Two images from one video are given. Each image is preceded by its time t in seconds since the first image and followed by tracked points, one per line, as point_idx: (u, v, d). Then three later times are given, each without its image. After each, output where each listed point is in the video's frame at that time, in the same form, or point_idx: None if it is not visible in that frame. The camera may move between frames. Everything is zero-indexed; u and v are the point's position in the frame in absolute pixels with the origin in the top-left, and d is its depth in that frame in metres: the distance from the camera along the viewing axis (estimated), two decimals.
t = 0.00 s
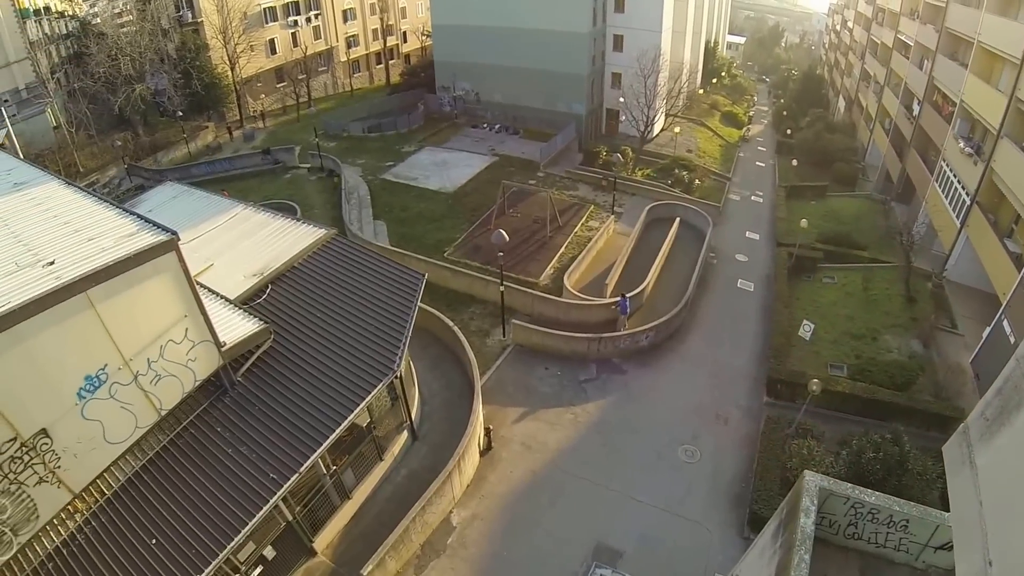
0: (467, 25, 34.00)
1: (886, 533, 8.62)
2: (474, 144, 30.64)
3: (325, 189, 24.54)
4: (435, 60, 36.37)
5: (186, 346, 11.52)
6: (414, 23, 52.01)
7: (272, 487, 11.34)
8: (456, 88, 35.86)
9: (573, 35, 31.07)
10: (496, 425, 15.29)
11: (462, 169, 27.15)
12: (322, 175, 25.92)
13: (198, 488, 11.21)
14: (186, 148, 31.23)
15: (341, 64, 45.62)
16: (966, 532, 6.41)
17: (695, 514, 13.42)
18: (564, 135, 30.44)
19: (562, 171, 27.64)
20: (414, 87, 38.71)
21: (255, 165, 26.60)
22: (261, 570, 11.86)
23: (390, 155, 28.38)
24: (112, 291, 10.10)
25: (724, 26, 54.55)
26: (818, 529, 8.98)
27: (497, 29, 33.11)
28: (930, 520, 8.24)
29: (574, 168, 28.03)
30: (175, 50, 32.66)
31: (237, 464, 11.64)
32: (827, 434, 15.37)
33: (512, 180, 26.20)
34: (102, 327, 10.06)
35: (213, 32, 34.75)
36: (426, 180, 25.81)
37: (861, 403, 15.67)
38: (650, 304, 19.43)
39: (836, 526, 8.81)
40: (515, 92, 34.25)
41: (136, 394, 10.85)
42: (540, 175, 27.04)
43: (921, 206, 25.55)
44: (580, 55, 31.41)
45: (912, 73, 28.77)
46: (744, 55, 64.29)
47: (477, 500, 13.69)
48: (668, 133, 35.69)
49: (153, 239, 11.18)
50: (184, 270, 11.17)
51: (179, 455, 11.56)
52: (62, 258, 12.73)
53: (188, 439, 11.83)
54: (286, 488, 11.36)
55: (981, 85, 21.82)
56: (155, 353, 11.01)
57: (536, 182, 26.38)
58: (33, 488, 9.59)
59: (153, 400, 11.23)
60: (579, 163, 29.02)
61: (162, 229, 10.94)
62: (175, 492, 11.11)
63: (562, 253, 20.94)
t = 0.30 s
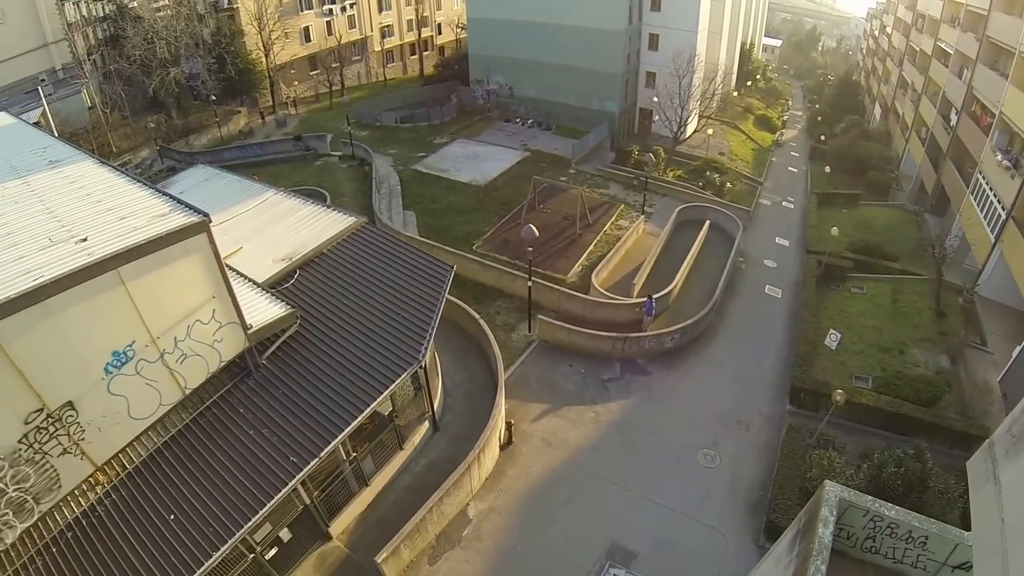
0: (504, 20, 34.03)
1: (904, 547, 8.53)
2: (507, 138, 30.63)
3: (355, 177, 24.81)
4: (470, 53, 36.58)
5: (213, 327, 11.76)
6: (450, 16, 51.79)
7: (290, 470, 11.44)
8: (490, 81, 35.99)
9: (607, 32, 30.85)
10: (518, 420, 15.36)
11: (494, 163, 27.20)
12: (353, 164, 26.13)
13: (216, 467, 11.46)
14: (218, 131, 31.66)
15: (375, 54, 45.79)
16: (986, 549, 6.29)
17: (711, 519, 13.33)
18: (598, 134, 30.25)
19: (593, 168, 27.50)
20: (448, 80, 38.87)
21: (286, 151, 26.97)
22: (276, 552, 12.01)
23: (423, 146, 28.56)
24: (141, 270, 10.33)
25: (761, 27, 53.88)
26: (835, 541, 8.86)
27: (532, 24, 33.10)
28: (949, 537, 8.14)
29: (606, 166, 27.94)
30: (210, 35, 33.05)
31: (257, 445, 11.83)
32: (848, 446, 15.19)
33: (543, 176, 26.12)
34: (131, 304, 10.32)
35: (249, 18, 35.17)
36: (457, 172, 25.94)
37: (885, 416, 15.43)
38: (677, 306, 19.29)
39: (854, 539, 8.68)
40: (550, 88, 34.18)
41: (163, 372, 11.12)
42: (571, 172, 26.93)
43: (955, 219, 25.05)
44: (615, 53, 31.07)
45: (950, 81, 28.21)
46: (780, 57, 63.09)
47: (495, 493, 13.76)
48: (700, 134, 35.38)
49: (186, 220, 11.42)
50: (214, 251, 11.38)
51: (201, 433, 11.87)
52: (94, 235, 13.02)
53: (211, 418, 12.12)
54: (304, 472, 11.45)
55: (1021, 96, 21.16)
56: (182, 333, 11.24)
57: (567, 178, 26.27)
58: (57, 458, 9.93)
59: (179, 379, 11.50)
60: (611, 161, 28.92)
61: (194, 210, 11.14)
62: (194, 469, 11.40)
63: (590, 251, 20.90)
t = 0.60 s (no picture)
0: (540, 15, 34.07)
1: (921, 563, 8.41)
2: (540, 134, 30.56)
3: (386, 166, 25.04)
4: (505, 47, 36.67)
5: (240, 309, 12.06)
6: (485, 10, 51.46)
7: (310, 455, 11.53)
8: (524, 76, 36.02)
9: (644, 31, 30.65)
10: (539, 415, 15.39)
11: (526, 158, 27.21)
12: (384, 154, 26.31)
13: (236, 448, 11.66)
14: (250, 117, 31.89)
15: (409, 45, 45.86)
16: (1005, 566, 6.13)
17: (727, 525, 13.23)
18: (631, 132, 30.03)
19: (626, 167, 27.29)
20: (483, 73, 39.00)
21: (318, 138, 27.31)
22: (292, 534, 12.13)
23: (455, 139, 28.72)
24: (170, 250, 10.59)
25: (799, 31, 53.08)
26: (852, 553, 8.76)
27: (568, 20, 33.06)
28: (969, 557, 7.96)
29: (638, 165, 27.79)
30: (245, 21, 33.25)
31: (277, 429, 11.98)
32: (870, 459, 14.99)
33: (575, 173, 26.11)
34: (159, 283, 10.63)
35: (285, 6, 35.07)
36: (489, 165, 26.04)
37: (908, 431, 15.18)
38: (704, 309, 19.12)
39: (871, 552, 8.57)
40: (583, 85, 34.03)
41: (187, 350, 11.47)
42: (603, 170, 26.81)
43: (990, 233, 24.52)
44: (651, 52, 30.90)
45: (990, 92, 27.63)
46: (816, 61, 61.95)
47: (512, 488, 13.82)
48: (733, 137, 34.99)
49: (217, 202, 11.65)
50: (243, 234, 11.60)
51: (224, 414, 12.11)
52: (127, 214, 13.25)
53: (234, 399, 12.35)
54: (323, 458, 11.51)
55: None
56: (208, 314, 11.57)
57: (599, 177, 26.16)
58: (81, 430, 10.35)
59: (203, 358, 11.85)
60: (643, 161, 28.74)
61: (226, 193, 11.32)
62: (215, 449, 11.63)
63: (620, 249, 20.80)
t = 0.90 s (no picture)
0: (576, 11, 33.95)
1: None
2: (572, 130, 30.44)
3: (418, 156, 25.23)
4: (540, 41, 36.56)
5: (268, 291, 12.23)
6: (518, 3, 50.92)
7: (330, 439, 11.63)
8: (558, 71, 35.99)
9: (679, 30, 30.33)
10: (560, 411, 15.40)
11: (557, 153, 27.18)
12: (416, 144, 26.46)
13: (257, 430, 11.79)
14: (283, 103, 32.20)
15: (443, 36, 46.00)
16: None
17: (743, 531, 13.12)
18: (662, 131, 29.55)
19: (657, 166, 27.13)
20: (516, 66, 39.02)
21: (349, 126, 27.58)
22: (309, 517, 12.25)
23: (487, 132, 28.86)
24: (201, 232, 10.76)
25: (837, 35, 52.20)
26: (869, 562, 8.67)
27: (604, 16, 32.90)
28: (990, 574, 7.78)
29: (670, 165, 27.59)
30: (279, 8, 33.31)
31: (299, 412, 12.09)
32: (891, 472, 14.78)
33: (606, 170, 25.97)
34: (189, 263, 10.81)
35: None
36: (520, 159, 26.10)
37: (932, 447, 14.93)
38: (730, 312, 18.95)
39: (888, 563, 8.47)
40: (617, 82, 33.83)
41: (213, 330, 11.68)
42: (633, 168, 26.68)
43: None
44: (686, 52, 30.56)
45: None
46: (852, 65, 60.61)
47: (531, 482, 13.86)
48: (766, 140, 34.24)
49: (249, 185, 11.81)
50: (273, 218, 11.74)
51: (248, 395, 12.26)
52: (158, 194, 13.42)
53: (257, 381, 12.50)
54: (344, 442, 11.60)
55: None
56: (237, 295, 11.76)
57: (629, 175, 26.03)
58: (106, 405, 10.59)
59: (229, 338, 12.05)
60: (674, 160, 28.50)
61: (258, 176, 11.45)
62: (237, 429, 11.78)
63: (648, 248, 20.70)
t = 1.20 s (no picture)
0: (612, 8, 33.78)
1: None
2: (603, 127, 30.26)
3: (448, 148, 25.39)
4: (574, 36, 36.30)
5: (295, 276, 12.34)
6: None
7: (351, 426, 11.71)
8: (591, 67, 35.89)
9: (714, 30, 30.09)
10: (581, 408, 15.40)
11: (588, 150, 27.10)
12: (447, 135, 26.64)
13: (278, 414, 11.92)
14: (314, 90, 32.43)
15: (476, 29, 46.12)
16: None
17: (759, 537, 13.02)
18: (694, 132, 29.22)
19: (687, 166, 26.94)
20: (548, 61, 38.98)
21: (380, 115, 27.93)
22: (326, 502, 12.36)
23: (517, 125, 28.93)
24: (231, 214, 10.87)
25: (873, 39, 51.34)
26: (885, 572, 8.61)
27: (639, 13, 32.70)
28: None
29: (700, 166, 27.30)
30: None
31: (320, 397, 12.20)
32: (911, 485, 14.58)
33: (636, 169, 25.84)
34: (217, 245, 10.94)
35: None
36: (550, 155, 26.08)
37: (954, 462, 14.69)
38: (755, 316, 18.79)
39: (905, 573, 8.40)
40: (649, 80, 33.61)
41: (239, 313, 11.81)
42: (664, 168, 26.50)
43: None
44: (720, 52, 30.29)
45: None
46: (887, 72, 59.43)
47: (549, 477, 13.87)
48: (797, 144, 33.73)
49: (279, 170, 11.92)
50: (302, 204, 11.83)
51: (270, 379, 12.39)
52: (189, 176, 13.60)
53: (279, 365, 12.62)
54: (364, 430, 11.66)
55: None
56: (264, 279, 11.89)
57: (659, 174, 25.88)
58: (130, 382, 10.74)
59: (254, 321, 12.18)
60: (704, 162, 28.18)
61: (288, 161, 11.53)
62: (257, 413, 11.91)
63: (676, 249, 20.60)
